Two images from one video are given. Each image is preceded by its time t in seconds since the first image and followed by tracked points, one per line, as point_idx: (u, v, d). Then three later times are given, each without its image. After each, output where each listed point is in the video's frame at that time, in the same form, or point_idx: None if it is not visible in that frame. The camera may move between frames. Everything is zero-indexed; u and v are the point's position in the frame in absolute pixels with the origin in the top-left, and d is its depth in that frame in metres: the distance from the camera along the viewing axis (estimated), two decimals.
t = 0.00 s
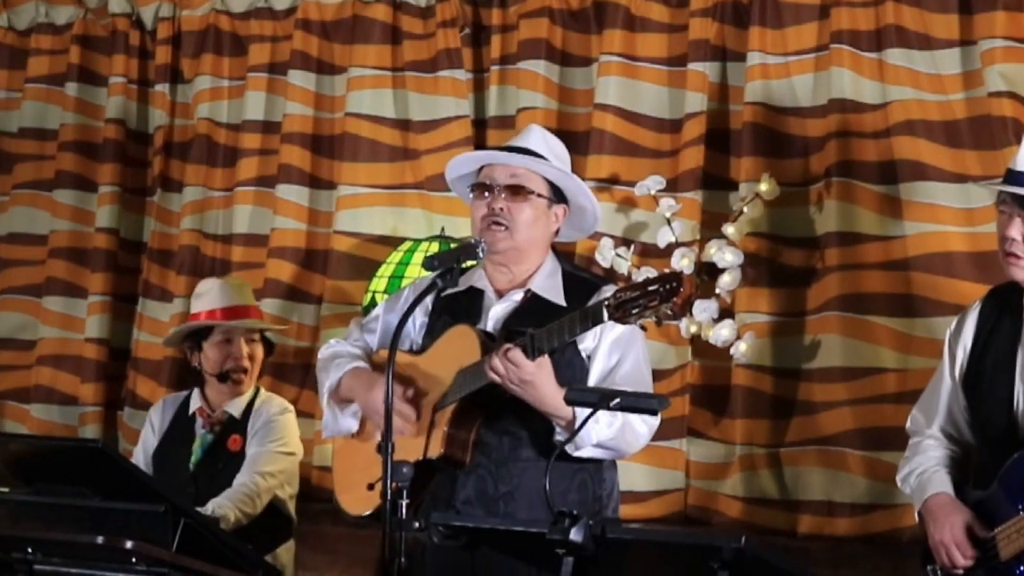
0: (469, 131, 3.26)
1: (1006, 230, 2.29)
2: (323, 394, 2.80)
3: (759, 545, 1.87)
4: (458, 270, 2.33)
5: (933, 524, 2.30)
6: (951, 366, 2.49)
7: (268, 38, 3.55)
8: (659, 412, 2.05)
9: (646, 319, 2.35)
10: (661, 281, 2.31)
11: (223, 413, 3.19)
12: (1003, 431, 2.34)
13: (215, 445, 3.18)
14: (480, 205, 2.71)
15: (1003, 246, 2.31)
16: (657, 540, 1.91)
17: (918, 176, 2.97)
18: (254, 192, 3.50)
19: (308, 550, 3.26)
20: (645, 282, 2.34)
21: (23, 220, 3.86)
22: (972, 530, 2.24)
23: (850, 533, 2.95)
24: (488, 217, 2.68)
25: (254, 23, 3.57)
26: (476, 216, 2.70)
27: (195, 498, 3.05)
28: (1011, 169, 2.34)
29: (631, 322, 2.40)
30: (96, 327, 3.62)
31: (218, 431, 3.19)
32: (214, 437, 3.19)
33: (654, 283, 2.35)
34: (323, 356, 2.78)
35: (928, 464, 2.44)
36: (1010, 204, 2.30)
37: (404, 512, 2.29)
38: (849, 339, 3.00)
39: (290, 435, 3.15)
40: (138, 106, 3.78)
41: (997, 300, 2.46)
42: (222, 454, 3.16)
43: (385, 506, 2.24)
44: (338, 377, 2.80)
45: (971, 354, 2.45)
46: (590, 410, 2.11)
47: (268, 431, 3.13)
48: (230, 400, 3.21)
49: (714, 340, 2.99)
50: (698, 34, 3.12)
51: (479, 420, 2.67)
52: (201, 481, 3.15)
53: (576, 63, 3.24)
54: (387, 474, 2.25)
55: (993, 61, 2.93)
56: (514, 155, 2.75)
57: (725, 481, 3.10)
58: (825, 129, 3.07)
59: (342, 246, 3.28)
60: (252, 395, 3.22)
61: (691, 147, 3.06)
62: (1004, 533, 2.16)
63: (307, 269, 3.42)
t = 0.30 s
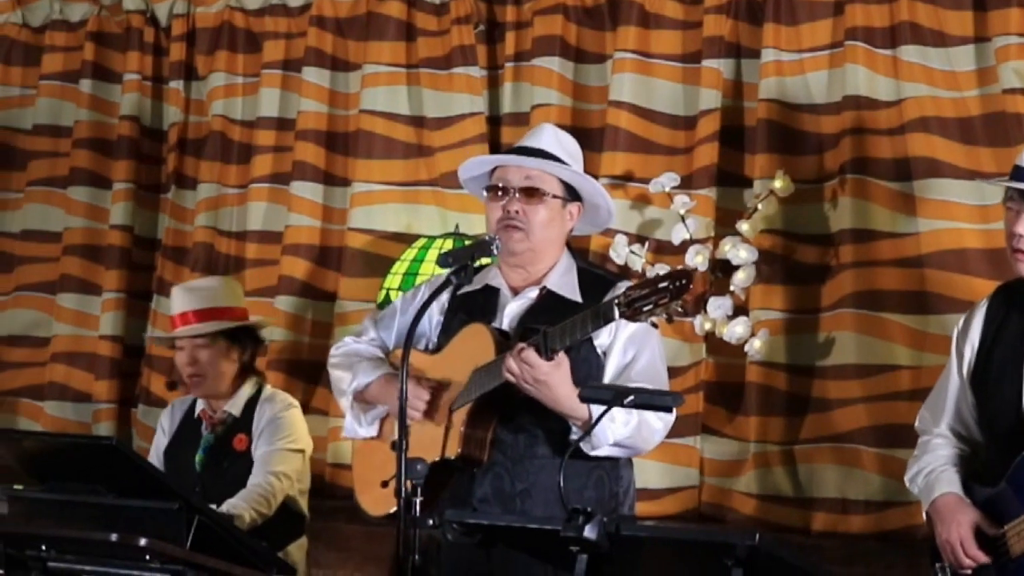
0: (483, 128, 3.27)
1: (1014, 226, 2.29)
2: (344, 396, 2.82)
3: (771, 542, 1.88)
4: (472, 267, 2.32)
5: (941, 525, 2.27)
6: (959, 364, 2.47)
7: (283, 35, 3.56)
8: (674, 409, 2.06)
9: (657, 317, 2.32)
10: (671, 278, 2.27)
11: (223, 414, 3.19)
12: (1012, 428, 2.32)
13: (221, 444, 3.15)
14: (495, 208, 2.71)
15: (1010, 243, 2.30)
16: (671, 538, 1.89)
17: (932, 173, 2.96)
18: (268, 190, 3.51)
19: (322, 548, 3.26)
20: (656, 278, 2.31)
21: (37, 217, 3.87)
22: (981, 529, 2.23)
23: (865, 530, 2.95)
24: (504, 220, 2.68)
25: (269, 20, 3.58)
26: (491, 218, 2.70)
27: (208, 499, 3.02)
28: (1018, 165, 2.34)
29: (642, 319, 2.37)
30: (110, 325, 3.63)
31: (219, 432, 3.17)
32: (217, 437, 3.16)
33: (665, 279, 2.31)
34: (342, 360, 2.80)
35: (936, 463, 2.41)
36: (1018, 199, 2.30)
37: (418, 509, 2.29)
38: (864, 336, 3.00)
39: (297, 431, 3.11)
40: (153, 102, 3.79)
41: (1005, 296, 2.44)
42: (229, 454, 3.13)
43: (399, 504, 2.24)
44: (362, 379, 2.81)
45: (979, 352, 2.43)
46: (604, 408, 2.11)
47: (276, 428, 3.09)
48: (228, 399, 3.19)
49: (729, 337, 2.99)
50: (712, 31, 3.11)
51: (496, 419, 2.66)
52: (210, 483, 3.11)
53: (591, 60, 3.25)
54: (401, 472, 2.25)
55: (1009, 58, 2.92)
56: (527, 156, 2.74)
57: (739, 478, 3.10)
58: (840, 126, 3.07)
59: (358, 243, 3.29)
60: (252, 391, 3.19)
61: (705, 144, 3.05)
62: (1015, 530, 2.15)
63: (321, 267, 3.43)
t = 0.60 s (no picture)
0: (499, 125, 3.28)
1: (1016, 223, 2.29)
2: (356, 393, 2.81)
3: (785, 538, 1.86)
4: (485, 264, 2.30)
5: (950, 523, 2.24)
6: (965, 360, 2.47)
7: (297, 32, 3.57)
8: (689, 406, 2.05)
9: (673, 311, 2.31)
10: (685, 272, 2.26)
11: (233, 412, 3.17)
12: (1016, 426, 2.30)
13: (232, 445, 3.15)
14: (510, 206, 2.70)
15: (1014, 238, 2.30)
16: (688, 535, 1.87)
17: (947, 170, 2.97)
18: (282, 187, 3.51)
19: (336, 545, 3.27)
20: (672, 272, 2.30)
21: (52, 215, 3.89)
22: (991, 526, 2.20)
23: (879, 527, 2.95)
24: (519, 218, 2.67)
25: (284, 18, 3.58)
26: (506, 216, 2.68)
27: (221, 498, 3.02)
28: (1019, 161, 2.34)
29: (660, 313, 2.37)
30: (125, 322, 3.64)
31: (230, 430, 3.17)
32: (228, 436, 3.16)
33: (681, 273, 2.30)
34: (353, 359, 2.80)
35: (941, 460, 2.40)
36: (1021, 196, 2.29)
37: (432, 506, 2.29)
38: (879, 334, 3.00)
39: (309, 431, 3.09)
40: (167, 100, 3.79)
41: (1011, 294, 2.42)
42: (240, 454, 3.13)
43: (414, 501, 2.24)
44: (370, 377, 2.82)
45: (984, 349, 2.41)
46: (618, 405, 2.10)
47: (289, 428, 3.08)
48: (239, 398, 3.19)
49: (743, 335, 2.98)
50: (726, 28, 3.12)
51: (513, 416, 2.66)
52: (222, 483, 3.12)
53: (605, 57, 3.25)
54: (415, 470, 2.25)
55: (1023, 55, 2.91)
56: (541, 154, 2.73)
57: (754, 475, 3.10)
58: (854, 123, 3.07)
59: (371, 241, 3.31)
60: (263, 391, 3.18)
61: (719, 142, 3.06)
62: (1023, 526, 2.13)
63: (335, 263, 3.44)
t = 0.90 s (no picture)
0: (512, 122, 3.29)
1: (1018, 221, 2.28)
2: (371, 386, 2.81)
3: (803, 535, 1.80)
4: (499, 261, 2.28)
5: (960, 523, 2.21)
6: (969, 357, 2.47)
7: (311, 29, 3.57)
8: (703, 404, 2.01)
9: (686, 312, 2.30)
10: (696, 275, 2.25)
11: (251, 409, 3.18)
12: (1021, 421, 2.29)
13: (249, 442, 3.15)
14: (522, 205, 2.68)
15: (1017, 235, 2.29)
16: (702, 532, 1.84)
17: (961, 167, 2.97)
18: (296, 183, 3.52)
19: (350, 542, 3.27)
20: (684, 274, 2.29)
21: (66, 211, 3.90)
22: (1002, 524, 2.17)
23: (893, 524, 2.95)
24: (531, 219, 2.65)
25: (298, 15, 3.60)
26: (518, 216, 2.67)
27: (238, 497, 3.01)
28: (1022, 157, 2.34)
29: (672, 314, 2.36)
30: (139, 319, 3.65)
31: (247, 427, 3.17)
32: (245, 433, 3.16)
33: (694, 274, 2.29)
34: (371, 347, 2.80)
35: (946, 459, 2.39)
36: None
37: (445, 505, 2.27)
38: (892, 330, 2.99)
39: (327, 429, 3.10)
40: (180, 97, 3.81)
41: (1013, 289, 2.42)
42: (256, 451, 3.13)
43: (427, 499, 2.23)
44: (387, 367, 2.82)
45: (987, 346, 2.41)
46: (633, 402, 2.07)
47: (305, 427, 3.09)
48: (258, 394, 3.19)
49: (757, 332, 2.97)
50: (740, 25, 3.11)
51: (527, 414, 2.66)
52: (239, 480, 3.12)
53: (618, 54, 3.26)
54: (428, 467, 2.23)
55: None
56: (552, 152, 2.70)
57: (767, 473, 3.10)
58: (868, 120, 3.07)
59: (386, 238, 3.32)
60: (281, 386, 3.19)
61: (733, 139, 3.06)
62: None
63: (349, 260, 3.45)
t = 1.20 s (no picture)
0: (526, 120, 3.30)
1: None
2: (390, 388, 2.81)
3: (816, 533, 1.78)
4: (513, 260, 2.26)
5: (974, 518, 2.22)
6: (978, 356, 2.46)
7: (325, 27, 3.58)
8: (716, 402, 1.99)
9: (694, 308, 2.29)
10: (704, 270, 2.22)
11: (274, 408, 3.18)
12: None
13: (272, 441, 3.16)
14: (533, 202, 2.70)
15: None
16: (717, 530, 1.81)
17: (976, 165, 2.98)
18: (311, 181, 3.53)
19: (365, 539, 3.28)
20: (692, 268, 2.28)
21: (80, 209, 3.90)
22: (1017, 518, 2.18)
23: (907, 521, 2.94)
24: (540, 215, 2.66)
25: (312, 13, 3.60)
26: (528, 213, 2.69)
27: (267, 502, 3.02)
28: None
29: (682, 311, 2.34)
30: (153, 316, 3.66)
31: (270, 427, 3.18)
32: (268, 432, 3.17)
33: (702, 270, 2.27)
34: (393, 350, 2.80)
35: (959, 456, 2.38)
36: None
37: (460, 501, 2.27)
38: (906, 327, 2.99)
39: (352, 431, 3.12)
40: (195, 95, 3.82)
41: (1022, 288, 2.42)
42: (278, 450, 3.14)
43: (441, 495, 2.22)
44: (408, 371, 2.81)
45: (997, 345, 2.41)
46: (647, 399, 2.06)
47: (331, 430, 3.09)
48: (282, 394, 3.20)
49: (770, 330, 2.98)
50: (754, 23, 3.13)
51: (539, 411, 2.65)
52: (260, 479, 3.12)
53: (633, 52, 3.27)
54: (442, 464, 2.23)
55: None
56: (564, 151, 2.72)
57: (781, 470, 3.11)
58: (882, 118, 3.07)
59: (399, 236, 3.34)
60: (305, 387, 3.20)
61: (747, 136, 3.06)
62: None
63: (363, 257, 3.47)
